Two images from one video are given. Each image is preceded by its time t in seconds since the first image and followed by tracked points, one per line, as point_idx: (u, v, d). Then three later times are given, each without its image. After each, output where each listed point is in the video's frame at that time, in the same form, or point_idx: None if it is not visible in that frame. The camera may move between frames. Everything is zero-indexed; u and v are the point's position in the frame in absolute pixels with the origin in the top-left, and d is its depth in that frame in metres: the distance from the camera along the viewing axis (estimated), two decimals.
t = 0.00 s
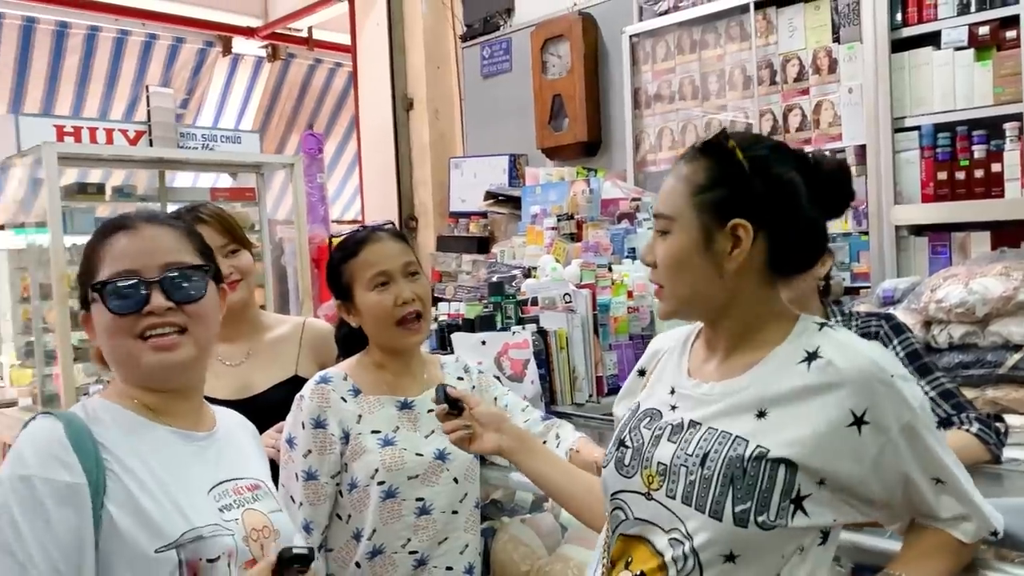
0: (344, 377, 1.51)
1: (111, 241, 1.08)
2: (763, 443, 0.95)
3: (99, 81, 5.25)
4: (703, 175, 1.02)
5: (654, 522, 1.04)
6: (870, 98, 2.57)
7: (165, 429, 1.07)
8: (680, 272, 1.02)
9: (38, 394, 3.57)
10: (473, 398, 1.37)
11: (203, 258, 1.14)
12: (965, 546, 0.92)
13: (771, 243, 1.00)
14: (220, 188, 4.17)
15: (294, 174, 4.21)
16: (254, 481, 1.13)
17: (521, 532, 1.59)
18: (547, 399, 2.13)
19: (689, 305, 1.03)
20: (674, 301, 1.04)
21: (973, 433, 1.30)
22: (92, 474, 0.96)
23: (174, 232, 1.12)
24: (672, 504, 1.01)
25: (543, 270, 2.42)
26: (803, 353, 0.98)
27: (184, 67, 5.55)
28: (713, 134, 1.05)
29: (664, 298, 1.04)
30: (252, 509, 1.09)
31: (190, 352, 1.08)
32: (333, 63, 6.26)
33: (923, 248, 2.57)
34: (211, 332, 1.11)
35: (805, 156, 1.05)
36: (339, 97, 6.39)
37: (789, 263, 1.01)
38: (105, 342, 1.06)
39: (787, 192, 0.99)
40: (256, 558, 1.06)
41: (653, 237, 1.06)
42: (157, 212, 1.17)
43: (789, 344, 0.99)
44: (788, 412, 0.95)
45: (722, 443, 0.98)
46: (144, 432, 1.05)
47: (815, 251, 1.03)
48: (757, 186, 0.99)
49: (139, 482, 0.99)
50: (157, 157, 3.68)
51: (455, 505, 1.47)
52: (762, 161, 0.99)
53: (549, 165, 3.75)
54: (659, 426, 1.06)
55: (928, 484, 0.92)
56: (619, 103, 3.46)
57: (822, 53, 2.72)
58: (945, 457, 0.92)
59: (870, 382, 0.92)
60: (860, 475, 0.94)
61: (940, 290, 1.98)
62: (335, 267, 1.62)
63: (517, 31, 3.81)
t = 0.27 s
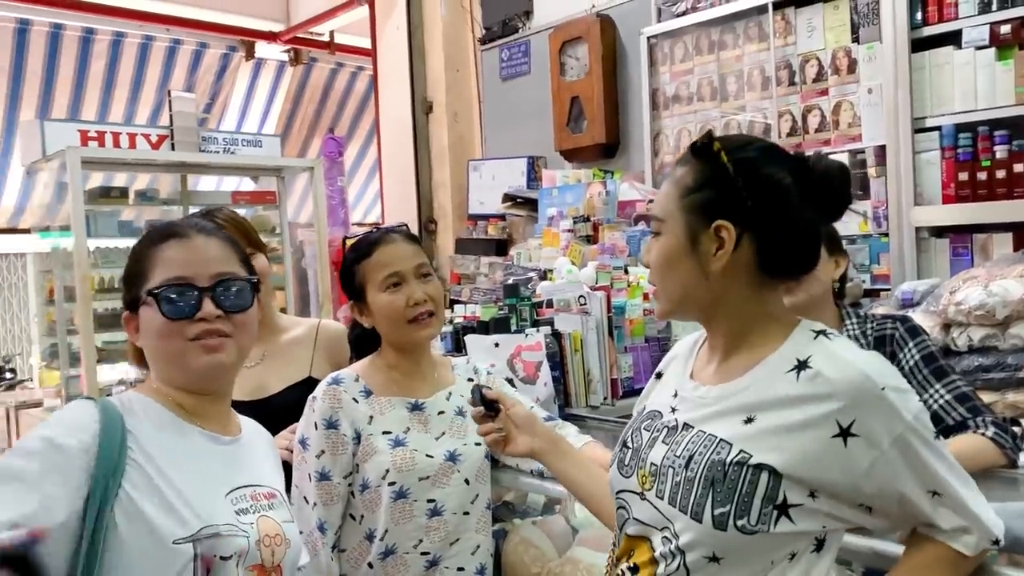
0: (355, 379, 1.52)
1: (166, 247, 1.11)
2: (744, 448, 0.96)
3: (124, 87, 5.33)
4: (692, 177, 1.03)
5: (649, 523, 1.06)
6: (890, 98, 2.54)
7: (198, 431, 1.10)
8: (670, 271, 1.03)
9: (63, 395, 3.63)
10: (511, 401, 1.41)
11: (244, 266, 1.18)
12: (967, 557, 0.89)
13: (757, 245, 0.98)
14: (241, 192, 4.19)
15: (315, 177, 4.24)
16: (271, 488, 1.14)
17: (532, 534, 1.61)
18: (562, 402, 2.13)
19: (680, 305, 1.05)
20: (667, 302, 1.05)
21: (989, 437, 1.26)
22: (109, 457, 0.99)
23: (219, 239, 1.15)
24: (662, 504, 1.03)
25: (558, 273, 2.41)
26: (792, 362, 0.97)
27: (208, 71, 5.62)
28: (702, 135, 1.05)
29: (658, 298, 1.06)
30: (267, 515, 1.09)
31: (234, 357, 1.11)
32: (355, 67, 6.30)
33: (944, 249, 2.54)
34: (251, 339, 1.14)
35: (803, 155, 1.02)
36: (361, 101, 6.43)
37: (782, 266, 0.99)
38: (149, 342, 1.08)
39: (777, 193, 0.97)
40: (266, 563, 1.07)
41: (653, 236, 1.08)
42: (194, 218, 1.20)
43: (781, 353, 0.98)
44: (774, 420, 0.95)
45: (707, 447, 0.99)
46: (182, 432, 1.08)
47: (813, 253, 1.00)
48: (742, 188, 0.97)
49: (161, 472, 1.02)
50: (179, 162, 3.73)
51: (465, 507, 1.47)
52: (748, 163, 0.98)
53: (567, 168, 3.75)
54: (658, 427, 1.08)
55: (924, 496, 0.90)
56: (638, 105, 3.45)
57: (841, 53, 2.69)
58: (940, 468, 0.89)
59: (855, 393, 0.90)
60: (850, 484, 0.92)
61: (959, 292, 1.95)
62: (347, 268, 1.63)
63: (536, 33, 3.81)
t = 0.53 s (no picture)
0: (363, 376, 1.53)
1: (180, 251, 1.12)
2: (758, 442, 0.95)
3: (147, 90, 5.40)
4: (709, 173, 1.03)
5: (666, 517, 1.06)
6: (909, 95, 2.52)
7: (199, 434, 1.11)
8: (689, 267, 1.04)
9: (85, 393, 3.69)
10: (534, 374, 1.46)
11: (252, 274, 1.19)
12: (979, 558, 0.88)
13: (775, 238, 0.99)
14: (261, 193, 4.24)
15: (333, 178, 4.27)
16: (266, 494, 1.15)
17: (542, 533, 1.60)
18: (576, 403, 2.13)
19: (700, 300, 1.05)
20: (687, 298, 1.06)
21: (1004, 438, 1.22)
22: (107, 451, 1.00)
23: (229, 247, 1.17)
24: (678, 498, 1.04)
25: (573, 273, 2.40)
26: (810, 356, 0.96)
27: (229, 74, 5.69)
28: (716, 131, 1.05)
29: (678, 295, 1.07)
30: (260, 520, 1.10)
31: (238, 364, 1.13)
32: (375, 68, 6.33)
33: (965, 248, 2.51)
34: (255, 347, 1.16)
35: (820, 150, 1.02)
36: (381, 102, 6.46)
37: (800, 259, 0.99)
38: (157, 342, 1.09)
39: (793, 188, 0.97)
40: (257, 567, 1.07)
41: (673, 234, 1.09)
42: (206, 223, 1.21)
43: (800, 347, 0.98)
44: (788, 413, 0.95)
45: (723, 441, 0.99)
46: (186, 437, 1.09)
47: (831, 246, 0.99)
48: (758, 182, 0.98)
49: (158, 469, 1.04)
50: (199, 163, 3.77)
51: (473, 506, 1.47)
52: (764, 157, 0.98)
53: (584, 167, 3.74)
54: (682, 423, 1.08)
55: (938, 493, 0.88)
56: (655, 105, 3.44)
57: (860, 50, 2.67)
58: (956, 465, 0.87)
59: (870, 387, 0.88)
60: (864, 479, 0.91)
61: (979, 292, 1.92)
62: (359, 265, 1.63)
63: (553, 33, 3.81)
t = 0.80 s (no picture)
0: (373, 377, 1.54)
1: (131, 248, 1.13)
2: (784, 438, 0.95)
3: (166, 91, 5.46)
4: (736, 173, 1.03)
5: (686, 514, 1.05)
6: (926, 92, 2.49)
7: (129, 441, 1.12)
8: (717, 267, 1.03)
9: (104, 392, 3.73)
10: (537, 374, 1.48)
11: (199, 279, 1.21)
12: (993, 551, 0.91)
13: (804, 238, 0.99)
14: (276, 194, 4.21)
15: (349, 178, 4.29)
16: (210, 501, 1.17)
17: (552, 533, 1.58)
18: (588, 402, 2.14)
19: (727, 300, 1.04)
20: (712, 298, 1.05)
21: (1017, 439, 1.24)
22: (19, 466, 1.02)
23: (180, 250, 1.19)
24: (701, 495, 1.02)
25: (585, 272, 2.40)
26: (832, 348, 0.96)
27: (247, 75, 5.74)
28: (743, 132, 1.05)
29: (703, 295, 1.06)
30: (203, 528, 1.13)
31: (185, 367, 1.13)
32: (391, 68, 6.35)
33: (982, 247, 2.47)
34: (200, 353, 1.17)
35: (846, 153, 1.03)
36: (398, 102, 6.48)
37: (827, 260, 0.99)
38: (102, 340, 1.09)
39: (821, 189, 0.98)
40: None
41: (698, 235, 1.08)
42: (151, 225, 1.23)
43: (822, 341, 0.98)
44: (814, 407, 0.94)
45: (748, 437, 0.98)
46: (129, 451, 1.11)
47: (857, 247, 1.00)
48: (787, 181, 0.98)
49: (79, 482, 1.05)
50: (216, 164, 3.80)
51: (482, 508, 1.48)
52: (792, 157, 0.99)
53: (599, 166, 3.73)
54: (702, 421, 1.07)
55: (956, 486, 0.91)
56: (670, 104, 3.43)
57: (876, 47, 2.64)
58: (976, 459, 0.90)
59: (896, 380, 0.90)
60: (887, 472, 0.93)
61: (996, 291, 1.89)
62: (372, 264, 1.62)
63: (567, 33, 3.80)
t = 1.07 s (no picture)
0: (386, 375, 1.55)
1: (107, 251, 1.16)
2: (798, 429, 0.95)
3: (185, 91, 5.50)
4: (758, 172, 1.03)
5: (697, 505, 1.05)
6: (943, 88, 2.47)
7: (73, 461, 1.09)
8: (734, 264, 1.03)
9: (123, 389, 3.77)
10: (552, 371, 1.48)
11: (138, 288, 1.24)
12: (1008, 548, 0.90)
13: (822, 236, 0.99)
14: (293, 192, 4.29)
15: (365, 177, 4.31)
16: (156, 518, 1.15)
17: (564, 529, 1.59)
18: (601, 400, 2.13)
19: (744, 297, 1.04)
20: (731, 294, 1.05)
21: None
22: None
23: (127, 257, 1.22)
24: (714, 486, 1.02)
25: (600, 270, 2.41)
26: (848, 342, 0.96)
27: (265, 74, 5.77)
28: (765, 132, 1.05)
29: (723, 292, 1.05)
30: (144, 551, 1.11)
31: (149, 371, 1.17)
32: (408, 67, 6.37)
33: (1000, 244, 2.45)
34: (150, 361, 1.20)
35: (869, 155, 1.02)
36: (415, 101, 6.50)
37: (845, 259, 0.99)
38: (77, 340, 1.09)
39: (842, 188, 0.97)
40: None
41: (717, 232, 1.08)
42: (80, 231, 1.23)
43: (839, 335, 0.98)
44: (828, 399, 0.94)
45: (763, 430, 0.98)
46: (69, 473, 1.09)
47: (875, 248, 0.99)
48: (806, 180, 0.98)
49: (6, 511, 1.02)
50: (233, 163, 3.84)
51: (494, 504, 1.49)
52: (811, 156, 0.99)
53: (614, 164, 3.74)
54: (718, 415, 1.07)
55: (970, 481, 0.90)
56: (685, 102, 3.42)
57: (893, 43, 2.63)
58: (991, 455, 0.89)
59: (910, 372, 0.90)
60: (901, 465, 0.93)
61: (1013, 288, 1.89)
62: (385, 262, 1.63)
63: (583, 30, 3.80)
